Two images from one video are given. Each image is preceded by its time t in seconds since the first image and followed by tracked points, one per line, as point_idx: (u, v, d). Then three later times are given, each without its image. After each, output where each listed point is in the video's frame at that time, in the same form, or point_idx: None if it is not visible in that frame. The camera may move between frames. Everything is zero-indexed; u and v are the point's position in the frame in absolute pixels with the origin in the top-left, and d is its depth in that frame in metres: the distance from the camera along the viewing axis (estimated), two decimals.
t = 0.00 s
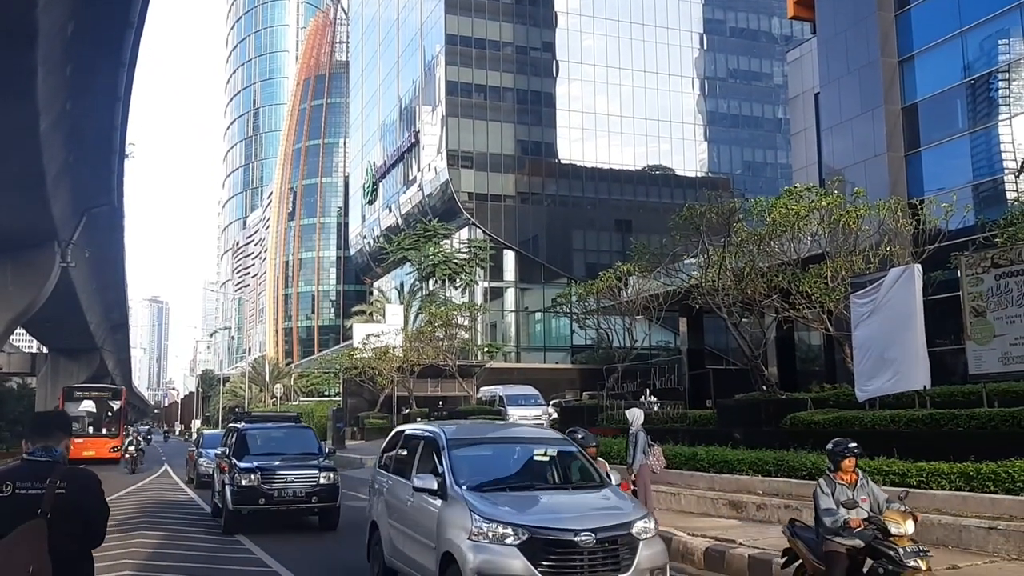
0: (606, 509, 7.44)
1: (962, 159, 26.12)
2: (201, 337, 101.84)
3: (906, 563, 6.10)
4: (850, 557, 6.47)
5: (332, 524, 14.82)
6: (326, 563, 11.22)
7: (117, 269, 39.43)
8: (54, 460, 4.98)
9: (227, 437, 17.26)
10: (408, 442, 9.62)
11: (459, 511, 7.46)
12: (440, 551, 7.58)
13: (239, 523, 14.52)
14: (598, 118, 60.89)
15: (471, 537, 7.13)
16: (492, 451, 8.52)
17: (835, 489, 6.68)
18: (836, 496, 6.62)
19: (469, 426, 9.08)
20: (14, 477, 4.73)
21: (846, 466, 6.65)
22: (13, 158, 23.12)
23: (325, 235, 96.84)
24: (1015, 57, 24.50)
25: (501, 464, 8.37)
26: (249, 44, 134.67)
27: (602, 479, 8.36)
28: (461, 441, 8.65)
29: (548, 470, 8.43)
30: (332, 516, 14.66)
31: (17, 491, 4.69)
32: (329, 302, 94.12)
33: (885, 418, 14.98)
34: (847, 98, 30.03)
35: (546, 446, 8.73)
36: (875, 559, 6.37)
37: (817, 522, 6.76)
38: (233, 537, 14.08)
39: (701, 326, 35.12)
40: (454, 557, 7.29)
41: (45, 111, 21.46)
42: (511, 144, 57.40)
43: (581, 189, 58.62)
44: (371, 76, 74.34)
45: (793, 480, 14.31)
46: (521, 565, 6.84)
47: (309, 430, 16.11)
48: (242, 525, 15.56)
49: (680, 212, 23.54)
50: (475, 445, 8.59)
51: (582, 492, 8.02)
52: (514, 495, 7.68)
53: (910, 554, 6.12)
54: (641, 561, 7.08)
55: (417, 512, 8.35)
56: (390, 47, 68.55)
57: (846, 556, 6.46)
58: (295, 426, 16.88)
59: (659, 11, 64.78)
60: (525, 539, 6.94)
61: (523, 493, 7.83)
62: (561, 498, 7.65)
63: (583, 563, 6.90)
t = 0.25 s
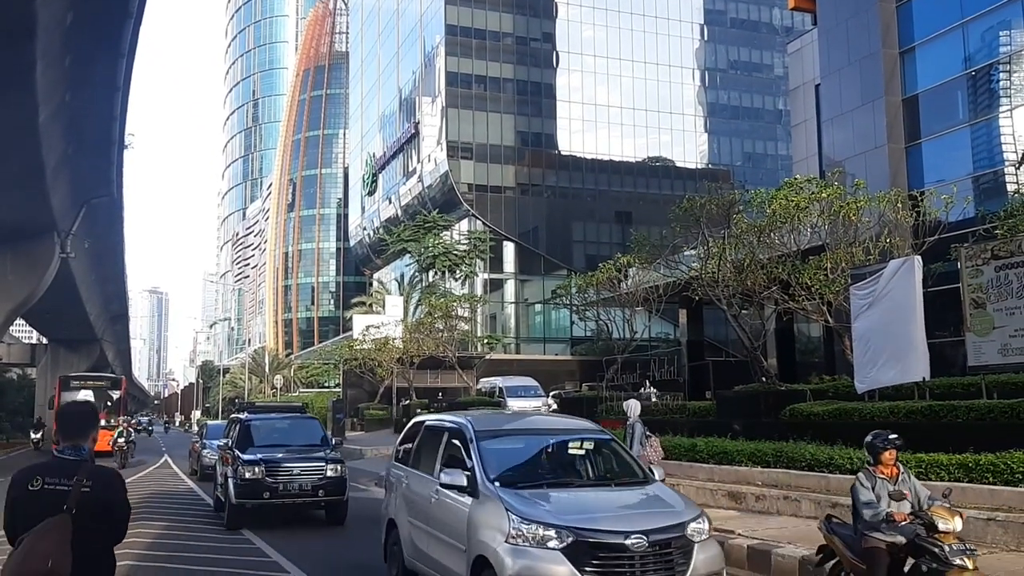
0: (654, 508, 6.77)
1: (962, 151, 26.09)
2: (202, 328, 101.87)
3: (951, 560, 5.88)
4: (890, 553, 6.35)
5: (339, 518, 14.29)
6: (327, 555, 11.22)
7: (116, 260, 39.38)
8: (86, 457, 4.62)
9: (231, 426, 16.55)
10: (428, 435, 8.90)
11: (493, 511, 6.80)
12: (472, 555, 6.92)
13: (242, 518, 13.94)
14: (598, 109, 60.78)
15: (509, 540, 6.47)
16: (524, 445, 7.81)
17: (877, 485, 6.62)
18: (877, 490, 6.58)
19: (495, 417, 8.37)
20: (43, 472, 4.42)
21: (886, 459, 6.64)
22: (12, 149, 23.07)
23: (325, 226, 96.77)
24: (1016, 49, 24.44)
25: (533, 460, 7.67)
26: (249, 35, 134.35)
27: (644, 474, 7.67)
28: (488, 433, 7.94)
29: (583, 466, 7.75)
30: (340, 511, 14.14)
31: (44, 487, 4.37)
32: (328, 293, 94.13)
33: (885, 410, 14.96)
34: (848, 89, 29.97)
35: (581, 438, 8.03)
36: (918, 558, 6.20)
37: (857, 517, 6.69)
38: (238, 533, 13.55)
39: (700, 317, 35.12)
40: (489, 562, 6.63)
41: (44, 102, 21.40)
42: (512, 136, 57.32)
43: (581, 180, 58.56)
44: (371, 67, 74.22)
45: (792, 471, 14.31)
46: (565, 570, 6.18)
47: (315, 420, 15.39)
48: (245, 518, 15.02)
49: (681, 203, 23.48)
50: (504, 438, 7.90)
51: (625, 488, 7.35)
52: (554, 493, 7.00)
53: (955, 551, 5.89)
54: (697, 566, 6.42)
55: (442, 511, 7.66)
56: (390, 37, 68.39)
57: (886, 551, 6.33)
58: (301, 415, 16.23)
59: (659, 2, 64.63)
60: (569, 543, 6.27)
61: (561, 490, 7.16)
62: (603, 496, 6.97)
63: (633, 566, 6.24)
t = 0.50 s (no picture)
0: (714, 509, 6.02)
1: (962, 144, 26.07)
2: (201, 323, 101.88)
3: (1009, 561, 5.43)
4: (939, 555, 5.83)
5: (346, 516, 13.74)
6: (330, 548, 11.24)
7: (115, 254, 39.34)
8: (114, 441, 4.82)
9: (233, 420, 15.89)
10: (454, 434, 8.19)
11: (533, 515, 6.08)
12: (509, 564, 6.21)
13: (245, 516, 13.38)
14: (598, 103, 60.70)
15: (552, 547, 5.75)
16: (562, 442, 7.06)
17: (928, 483, 6.00)
18: (926, 487, 5.96)
19: (528, 413, 7.63)
20: (76, 456, 4.68)
21: (934, 455, 6.04)
22: (11, 143, 23.02)
23: (325, 221, 96.70)
24: (1016, 42, 24.41)
25: (572, 459, 6.92)
26: (249, 29, 134.08)
27: (696, 472, 6.89)
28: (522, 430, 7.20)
29: (624, 465, 6.98)
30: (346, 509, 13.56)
31: (76, 470, 4.64)
32: (328, 288, 94.12)
33: (883, 404, 15.00)
34: (848, 82, 29.93)
35: (623, 432, 7.27)
36: (971, 559, 5.72)
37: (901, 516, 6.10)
38: (244, 533, 13.09)
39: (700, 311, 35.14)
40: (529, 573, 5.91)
41: (43, 96, 21.34)
42: (511, 129, 57.28)
43: (580, 174, 58.52)
44: (370, 61, 74.13)
45: (792, 465, 14.34)
46: None
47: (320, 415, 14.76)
48: (250, 516, 14.50)
49: (680, 197, 23.43)
50: (540, 434, 7.16)
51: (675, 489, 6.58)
52: (599, 494, 6.27)
53: (1014, 553, 5.44)
54: None
55: (476, 515, 6.93)
56: (389, 31, 68.26)
57: (936, 552, 5.80)
58: (306, 408, 15.66)
59: None
60: (623, 551, 5.54)
61: (606, 489, 6.42)
62: (653, 497, 6.22)
63: None
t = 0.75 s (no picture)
0: (807, 512, 4.99)
1: (961, 136, 26.04)
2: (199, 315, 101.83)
3: None
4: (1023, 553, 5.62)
5: (355, 512, 13.01)
6: (329, 541, 11.26)
7: (113, 245, 39.30)
8: (128, 433, 5.01)
9: (235, 411, 15.15)
10: (486, 429, 7.05)
11: (594, 523, 5.01)
12: None
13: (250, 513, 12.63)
14: (596, 94, 60.64)
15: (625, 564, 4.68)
16: (619, 435, 5.95)
17: (1002, 477, 5.77)
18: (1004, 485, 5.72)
19: (573, 403, 6.52)
20: (92, 447, 4.86)
21: (1009, 449, 5.79)
22: (8, 135, 22.95)
23: (323, 213, 96.55)
24: (1015, 33, 24.36)
25: (628, 455, 5.82)
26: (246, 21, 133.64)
27: (775, 472, 5.79)
28: (572, 422, 6.06)
29: (685, 465, 5.86)
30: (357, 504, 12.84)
31: (94, 461, 4.82)
32: (326, 280, 94.08)
33: (881, 394, 14.96)
34: (846, 73, 29.88)
35: (685, 425, 6.19)
36: None
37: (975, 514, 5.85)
38: (250, 531, 12.39)
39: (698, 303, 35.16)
40: None
41: (40, 87, 21.28)
42: (509, 121, 57.21)
43: (579, 166, 58.46)
44: (367, 52, 73.96)
45: (791, 454, 14.36)
46: None
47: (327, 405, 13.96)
48: (254, 513, 13.79)
49: (679, 188, 23.35)
50: (591, 426, 6.05)
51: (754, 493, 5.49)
52: (671, 498, 5.18)
53: None
54: None
55: (518, 521, 5.84)
56: (387, 22, 68.07)
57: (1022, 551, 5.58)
58: (311, 398, 14.94)
59: None
60: (714, 568, 4.46)
61: (677, 492, 5.34)
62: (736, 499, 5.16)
63: None
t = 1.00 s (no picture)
0: (934, 529, 4.23)
1: (961, 132, 26.05)
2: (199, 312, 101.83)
3: None
4: None
5: (366, 514, 12.35)
6: (328, 535, 11.25)
7: (113, 241, 39.31)
8: (129, 429, 5.08)
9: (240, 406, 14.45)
10: (534, 425, 6.25)
11: (686, 541, 4.22)
12: None
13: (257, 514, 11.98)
14: (596, 90, 60.61)
15: None
16: (692, 435, 5.18)
17: None
18: None
19: (636, 397, 5.72)
20: (95, 444, 4.90)
21: None
22: (7, 131, 22.94)
23: (322, 209, 96.49)
24: (1015, 28, 24.35)
25: (704, 458, 5.05)
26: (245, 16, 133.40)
27: (873, 480, 5.04)
28: (639, 418, 5.27)
29: (761, 468, 5.10)
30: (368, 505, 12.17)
31: (100, 458, 4.86)
32: (325, 276, 94.09)
33: (880, 390, 14.90)
34: (846, 68, 29.88)
35: (764, 423, 5.43)
36: None
37: None
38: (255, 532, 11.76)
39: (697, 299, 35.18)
40: None
41: (39, 84, 21.27)
42: (509, 117, 57.19)
43: (579, 161, 58.44)
44: (367, 48, 73.91)
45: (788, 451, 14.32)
46: None
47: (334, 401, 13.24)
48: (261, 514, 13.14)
49: (679, 183, 23.31)
50: (660, 424, 5.24)
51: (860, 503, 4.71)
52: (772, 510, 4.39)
53: None
54: None
55: (580, 537, 5.05)
56: (386, 18, 68.00)
57: None
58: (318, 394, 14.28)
59: None
60: None
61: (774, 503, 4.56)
62: (844, 511, 4.40)
63: None
